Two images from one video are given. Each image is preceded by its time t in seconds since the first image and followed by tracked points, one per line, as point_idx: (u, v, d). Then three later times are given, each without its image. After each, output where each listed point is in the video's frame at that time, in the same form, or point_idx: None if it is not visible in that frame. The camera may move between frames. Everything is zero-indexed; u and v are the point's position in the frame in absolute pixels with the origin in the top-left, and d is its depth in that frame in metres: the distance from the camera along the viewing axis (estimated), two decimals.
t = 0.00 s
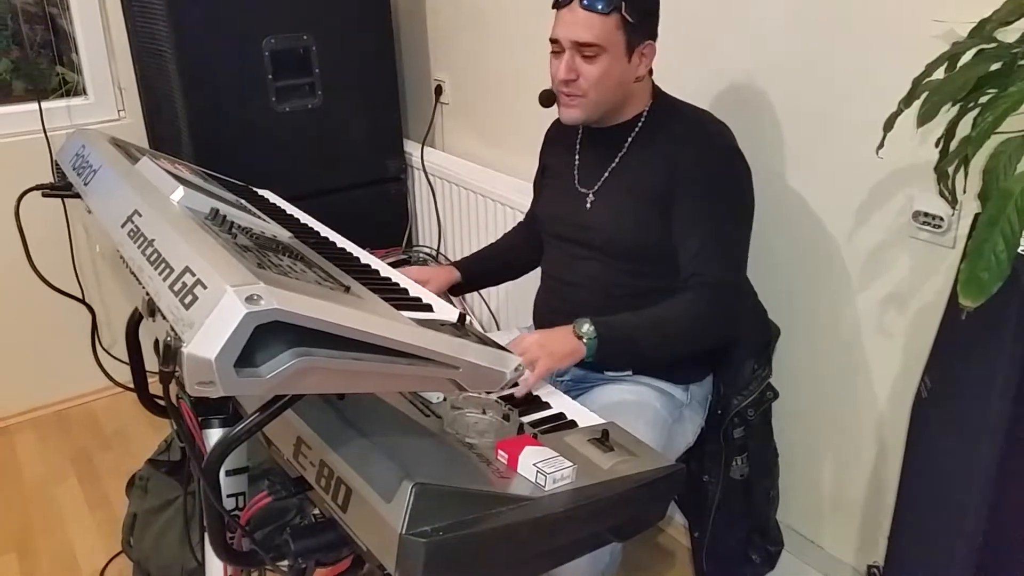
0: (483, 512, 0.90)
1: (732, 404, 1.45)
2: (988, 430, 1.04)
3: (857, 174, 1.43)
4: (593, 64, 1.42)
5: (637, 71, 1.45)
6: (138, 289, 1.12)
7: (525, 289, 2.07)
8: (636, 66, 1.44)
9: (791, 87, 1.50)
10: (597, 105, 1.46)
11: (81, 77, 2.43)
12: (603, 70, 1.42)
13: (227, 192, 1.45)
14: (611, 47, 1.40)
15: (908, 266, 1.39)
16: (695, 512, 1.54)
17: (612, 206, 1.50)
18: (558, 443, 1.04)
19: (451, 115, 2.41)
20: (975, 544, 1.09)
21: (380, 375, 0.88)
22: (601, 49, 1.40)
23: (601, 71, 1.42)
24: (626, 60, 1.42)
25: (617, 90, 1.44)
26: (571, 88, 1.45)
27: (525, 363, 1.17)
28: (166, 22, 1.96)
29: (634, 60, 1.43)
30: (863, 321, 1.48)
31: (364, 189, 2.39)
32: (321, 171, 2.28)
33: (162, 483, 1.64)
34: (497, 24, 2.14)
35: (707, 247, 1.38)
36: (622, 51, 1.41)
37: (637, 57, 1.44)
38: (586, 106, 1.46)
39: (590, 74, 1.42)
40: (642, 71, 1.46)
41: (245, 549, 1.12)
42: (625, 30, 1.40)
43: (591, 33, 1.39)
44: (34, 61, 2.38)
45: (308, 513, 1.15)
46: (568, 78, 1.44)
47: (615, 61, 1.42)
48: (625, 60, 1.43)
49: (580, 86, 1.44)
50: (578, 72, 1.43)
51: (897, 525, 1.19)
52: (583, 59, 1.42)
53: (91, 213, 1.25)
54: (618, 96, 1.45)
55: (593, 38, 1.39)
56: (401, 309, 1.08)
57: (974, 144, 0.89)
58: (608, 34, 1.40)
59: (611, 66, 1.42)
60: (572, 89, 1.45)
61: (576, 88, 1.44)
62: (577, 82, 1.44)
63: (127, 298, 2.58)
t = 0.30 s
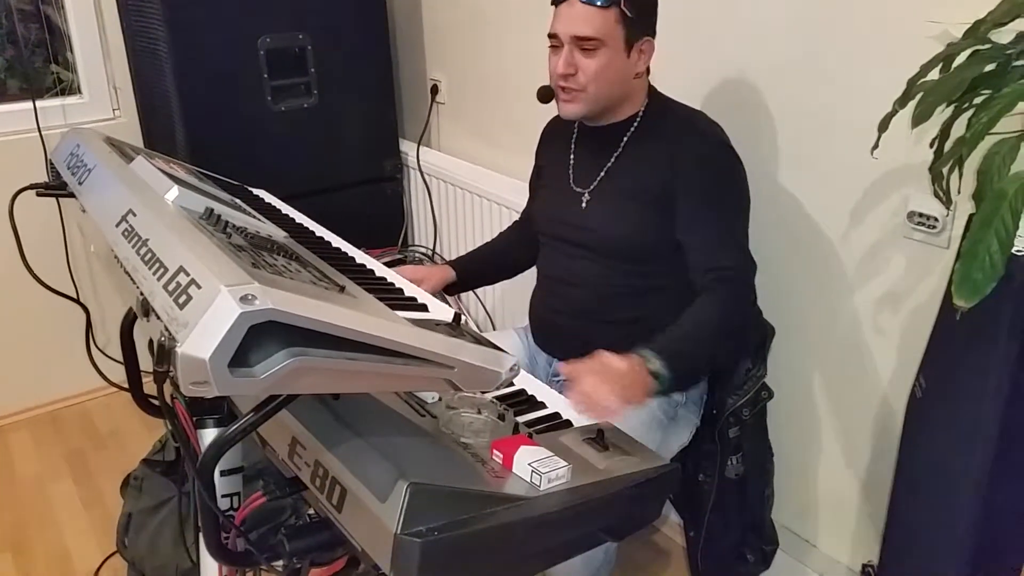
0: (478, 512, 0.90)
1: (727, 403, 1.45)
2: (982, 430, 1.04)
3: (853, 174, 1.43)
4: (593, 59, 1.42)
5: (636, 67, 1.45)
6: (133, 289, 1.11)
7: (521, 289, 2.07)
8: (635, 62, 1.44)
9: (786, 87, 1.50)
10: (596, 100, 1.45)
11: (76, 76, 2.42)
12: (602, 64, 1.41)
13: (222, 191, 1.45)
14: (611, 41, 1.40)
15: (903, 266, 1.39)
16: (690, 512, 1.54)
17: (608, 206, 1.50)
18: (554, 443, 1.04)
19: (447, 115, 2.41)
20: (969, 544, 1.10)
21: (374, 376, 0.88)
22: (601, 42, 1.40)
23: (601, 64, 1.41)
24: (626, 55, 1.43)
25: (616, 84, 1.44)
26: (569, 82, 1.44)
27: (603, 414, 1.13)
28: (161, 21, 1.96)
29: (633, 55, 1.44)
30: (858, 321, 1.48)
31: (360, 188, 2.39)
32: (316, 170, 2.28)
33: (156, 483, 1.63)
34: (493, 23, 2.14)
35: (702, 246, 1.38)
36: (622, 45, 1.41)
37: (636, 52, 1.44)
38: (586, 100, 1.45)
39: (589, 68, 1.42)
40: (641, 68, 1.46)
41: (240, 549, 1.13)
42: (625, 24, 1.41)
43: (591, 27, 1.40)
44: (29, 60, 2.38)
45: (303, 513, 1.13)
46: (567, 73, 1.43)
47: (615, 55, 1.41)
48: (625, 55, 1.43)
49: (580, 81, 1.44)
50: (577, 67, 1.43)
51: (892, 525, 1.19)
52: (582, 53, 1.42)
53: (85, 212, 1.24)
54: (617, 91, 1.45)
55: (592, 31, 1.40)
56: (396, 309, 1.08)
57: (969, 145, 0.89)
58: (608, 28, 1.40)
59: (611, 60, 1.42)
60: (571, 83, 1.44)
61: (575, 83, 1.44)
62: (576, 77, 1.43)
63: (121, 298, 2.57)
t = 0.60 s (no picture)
0: (479, 510, 0.90)
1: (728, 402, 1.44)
2: (983, 429, 1.04)
3: (853, 173, 1.43)
4: (588, 67, 1.41)
5: (635, 73, 1.44)
6: (133, 287, 1.11)
7: (521, 288, 2.07)
8: (633, 67, 1.43)
9: (788, 86, 1.50)
10: (593, 107, 1.45)
11: (76, 75, 2.42)
12: (597, 73, 1.41)
13: (223, 190, 1.45)
14: (606, 49, 1.40)
15: (903, 264, 1.39)
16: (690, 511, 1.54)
17: (609, 205, 1.50)
18: (555, 442, 1.04)
19: (448, 113, 2.41)
20: (969, 542, 1.10)
21: (375, 374, 0.88)
22: (596, 51, 1.40)
23: (596, 73, 1.41)
24: (623, 62, 1.42)
25: (613, 92, 1.44)
26: (566, 90, 1.44)
27: (655, 490, 1.03)
28: (162, 19, 1.96)
29: (631, 61, 1.43)
30: (859, 320, 1.48)
31: (360, 186, 2.39)
32: (317, 169, 2.28)
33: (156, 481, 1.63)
34: (494, 21, 2.14)
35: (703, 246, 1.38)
36: (618, 53, 1.40)
37: (634, 58, 1.43)
38: (582, 108, 1.45)
39: (584, 77, 1.42)
40: (640, 72, 1.45)
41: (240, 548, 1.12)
42: (621, 31, 1.39)
43: (586, 35, 1.39)
44: (29, 58, 2.37)
45: (303, 511, 1.13)
46: (564, 81, 1.43)
47: (611, 63, 1.41)
48: (622, 62, 1.42)
49: (576, 89, 1.44)
50: (573, 74, 1.43)
51: (892, 524, 1.19)
52: (578, 61, 1.42)
53: (86, 211, 1.24)
54: (615, 97, 1.45)
55: (587, 40, 1.39)
56: (397, 307, 1.08)
57: (970, 143, 0.89)
58: (604, 36, 1.39)
59: (606, 68, 1.41)
60: (568, 91, 1.44)
61: (572, 90, 1.44)
62: (572, 84, 1.43)
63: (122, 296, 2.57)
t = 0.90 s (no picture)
0: (479, 507, 0.90)
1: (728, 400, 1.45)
2: (985, 426, 1.04)
3: (855, 171, 1.43)
4: (594, 62, 1.41)
5: (640, 71, 1.44)
6: (134, 284, 1.11)
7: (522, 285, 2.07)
8: (639, 65, 1.43)
9: (789, 84, 1.49)
10: (596, 103, 1.45)
11: (76, 71, 2.41)
12: (603, 68, 1.41)
13: (224, 186, 1.44)
14: (614, 45, 1.39)
15: (905, 262, 1.39)
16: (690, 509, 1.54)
17: (610, 202, 1.49)
18: (555, 440, 1.04)
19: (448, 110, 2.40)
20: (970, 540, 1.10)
21: (376, 371, 0.88)
22: (604, 46, 1.39)
23: (601, 69, 1.41)
24: (629, 59, 1.42)
25: (618, 88, 1.44)
26: (571, 84, 1.44)
27: (654, 488, 1.03)
28: (162, 15, 1.95)
29: (637, 59, 1.43)
30: (860, 318, 1.48)
31: (361, 183, 2.39)
32: (317, 166, 2.28)
33: (156, 477, 1.63)
34: (495, 18, 2.14)
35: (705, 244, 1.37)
36: (625, 49, 1.40)
37: (641, 56, 1.43)
38: (585, 103, 1.45)
39: (590, 71, 1.42)
40: (644, 71, 1.45)
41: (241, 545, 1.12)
42: (630, 27, 1.40)
43: (594, 29, 1.39)
44: (29, 54, 2.37)
45: (303, 508, 1.14)
46: (569, 75, 1.43)
47: (617, 59, 1.41)
48: (628, 59, 1.42)
49: (581, 83, 1.43)
50: (579, 69, 1.42)
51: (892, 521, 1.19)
52: (585, 55, 1.41)
53: (87, 207, 1.24)
54: (619, 94, 1.45)
55: (594, 34, 1.39)
56: (398, 304, 1.08)
57: (973, 140, 0.89)
58: (613, 31, 1.39)
59: (613, 64, 1.41)
60: (573, 85, 1.44)
61: (577, 85, 1.44)
62: (577, 79, 1.43)
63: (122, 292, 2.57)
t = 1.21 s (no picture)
0: (478, 504, 0.90)
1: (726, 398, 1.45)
2: (983, 425, 1.04)
3: (854, 170, 1.43)
4: (595, 58, 1.41)
5: (639, 66, 1.45)
6: (132, 280, 1.11)
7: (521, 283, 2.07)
8: (637, 60, 1.44)
9: (788, 83, 1.49)
10: (600, 100, 1.45)
11: (74, 66, 2.41)
12: (605, 64, 1.41)
13: (222, 182, 1.44)
14: (614, 41, 1.39)
15: (903, 261, 1.39)
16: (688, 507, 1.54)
17: (609, 201, 1.49)
18: (554, 438, 1.04)
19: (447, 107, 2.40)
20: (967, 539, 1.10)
21: (375, 368, 0.87)
22: (604, 42, 1.39)
23: (603, 65, 1.41)
24: (629, 54, 1.42)
25: (619, 84, 1.44)
26: (573, 83, 1.44)
27: (651, 486, 1.03)
28: (160, 10, 1.95)
29: (636, 54, 1.43)
30: (858, 317, 1.48)
31: (359, 181, 2.38)
32: (315, 162, 2.27)
33: (153, 474, 1.63)
34: (494, 15, 2.14)
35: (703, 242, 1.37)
36: (624, 44, 1.40)
37: (639, 50, 1.43)
38: (589, 101, 1.45)
39: (592, 68, 1.41)
40: (643, 66, 1.46)
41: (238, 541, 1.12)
42: (628, 22, 1.40)
43: (593, 26, 1.38)
44: (27, 49, 2.37)
45: (300, 504, 1.14)
46: (570, 73, 1.42)
47: (618, 55, 1.41)
48: (627, 54, 1.42)
49: (583, 80, 1.43)
50: (580, 67, 1.42)
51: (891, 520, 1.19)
52: (585, 53, 1.41)
53: (85, 202, 1.24)
54: (621, 90, 1.45)
55: (593, 31, 1.38)
56: (397, 301, 1.07)
57: (972, 139, 0.89)
58: (612, 27, 1.39)
59: (613, 60, 1.41)
60: (574, 83, 1.44)
61: (579, 83, 1.43)
62: (579, 76, 1.43)
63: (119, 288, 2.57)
